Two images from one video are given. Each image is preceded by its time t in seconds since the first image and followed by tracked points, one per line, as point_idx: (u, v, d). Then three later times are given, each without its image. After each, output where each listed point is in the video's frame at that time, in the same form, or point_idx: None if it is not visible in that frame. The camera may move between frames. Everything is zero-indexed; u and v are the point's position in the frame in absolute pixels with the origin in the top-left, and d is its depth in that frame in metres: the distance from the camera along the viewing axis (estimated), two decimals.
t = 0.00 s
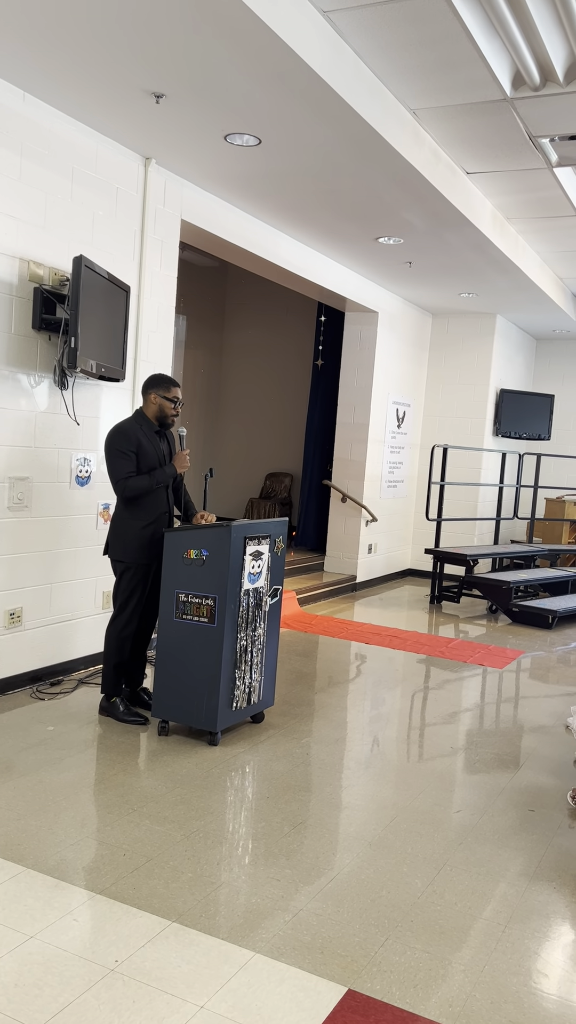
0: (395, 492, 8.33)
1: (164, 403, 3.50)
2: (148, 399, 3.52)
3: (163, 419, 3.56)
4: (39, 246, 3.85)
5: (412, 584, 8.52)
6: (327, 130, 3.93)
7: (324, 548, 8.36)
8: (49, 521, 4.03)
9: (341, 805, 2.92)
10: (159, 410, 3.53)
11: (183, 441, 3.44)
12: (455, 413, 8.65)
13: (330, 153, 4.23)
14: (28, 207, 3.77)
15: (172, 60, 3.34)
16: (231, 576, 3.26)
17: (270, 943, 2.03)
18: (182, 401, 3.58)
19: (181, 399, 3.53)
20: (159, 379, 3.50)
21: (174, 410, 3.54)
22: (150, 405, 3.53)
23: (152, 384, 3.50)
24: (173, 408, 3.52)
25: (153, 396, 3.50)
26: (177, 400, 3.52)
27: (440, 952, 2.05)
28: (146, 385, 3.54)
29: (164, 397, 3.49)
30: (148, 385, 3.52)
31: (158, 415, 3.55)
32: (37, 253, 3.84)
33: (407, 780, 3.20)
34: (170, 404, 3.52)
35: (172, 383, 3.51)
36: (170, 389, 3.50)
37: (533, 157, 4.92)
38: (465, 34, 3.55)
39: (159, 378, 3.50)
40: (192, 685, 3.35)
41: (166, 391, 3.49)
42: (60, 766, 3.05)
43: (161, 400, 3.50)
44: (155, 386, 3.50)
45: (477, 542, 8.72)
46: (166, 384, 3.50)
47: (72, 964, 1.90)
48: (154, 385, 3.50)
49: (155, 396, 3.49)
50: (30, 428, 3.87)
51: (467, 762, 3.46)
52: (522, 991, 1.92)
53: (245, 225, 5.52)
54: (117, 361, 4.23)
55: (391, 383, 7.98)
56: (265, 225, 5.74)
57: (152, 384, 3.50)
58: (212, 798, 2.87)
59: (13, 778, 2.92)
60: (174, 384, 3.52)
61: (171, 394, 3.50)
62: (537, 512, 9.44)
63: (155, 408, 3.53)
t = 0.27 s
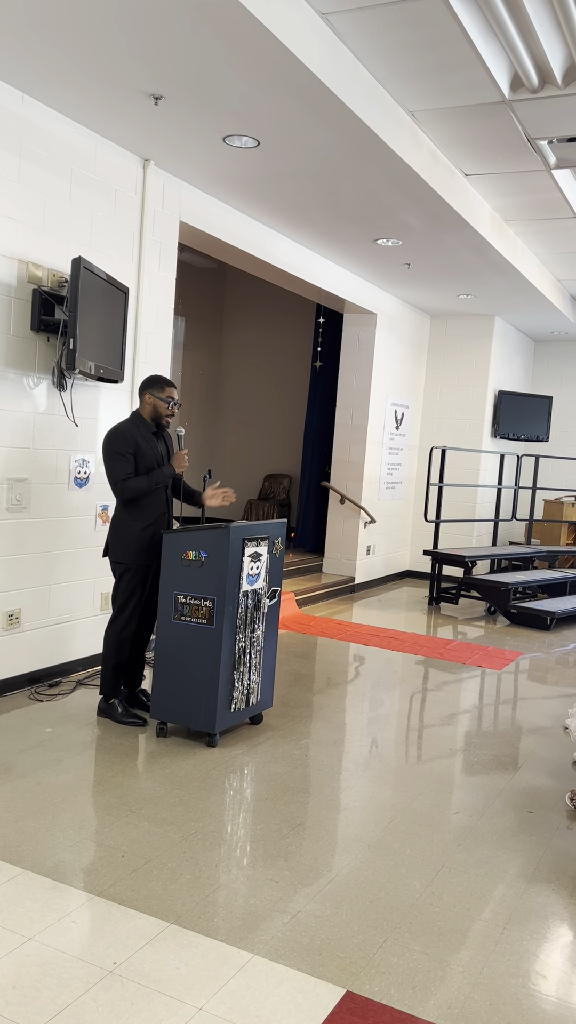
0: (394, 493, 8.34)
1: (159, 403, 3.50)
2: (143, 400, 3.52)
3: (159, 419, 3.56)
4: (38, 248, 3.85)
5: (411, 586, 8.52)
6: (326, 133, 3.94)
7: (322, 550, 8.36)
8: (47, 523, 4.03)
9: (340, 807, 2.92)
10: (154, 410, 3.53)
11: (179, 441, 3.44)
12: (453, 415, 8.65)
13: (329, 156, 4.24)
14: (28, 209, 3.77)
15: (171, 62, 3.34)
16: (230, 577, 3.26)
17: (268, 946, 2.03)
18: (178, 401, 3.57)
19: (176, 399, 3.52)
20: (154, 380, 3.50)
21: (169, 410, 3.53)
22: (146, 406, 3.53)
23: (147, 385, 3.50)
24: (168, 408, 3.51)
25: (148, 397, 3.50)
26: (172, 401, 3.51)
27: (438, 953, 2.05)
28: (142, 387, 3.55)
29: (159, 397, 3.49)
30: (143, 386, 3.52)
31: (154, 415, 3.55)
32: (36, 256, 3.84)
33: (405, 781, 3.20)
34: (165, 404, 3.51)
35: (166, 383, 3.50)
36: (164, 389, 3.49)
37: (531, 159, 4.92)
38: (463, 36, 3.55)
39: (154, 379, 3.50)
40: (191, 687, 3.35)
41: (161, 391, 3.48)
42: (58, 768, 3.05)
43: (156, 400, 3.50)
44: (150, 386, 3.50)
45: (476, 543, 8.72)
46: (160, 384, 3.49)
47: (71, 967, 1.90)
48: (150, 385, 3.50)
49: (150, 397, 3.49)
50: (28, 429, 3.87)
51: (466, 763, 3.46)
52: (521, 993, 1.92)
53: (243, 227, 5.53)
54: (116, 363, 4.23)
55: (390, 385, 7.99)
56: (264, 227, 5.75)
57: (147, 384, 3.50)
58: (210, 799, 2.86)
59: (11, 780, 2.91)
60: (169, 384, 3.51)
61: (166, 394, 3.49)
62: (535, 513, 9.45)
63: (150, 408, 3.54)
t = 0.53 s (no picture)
0: (392, 494, 8.34)
1: (155, 404, 3.50)
2: (140, 402, 3.53)
3: (155, 420, 3.56)
4: (35, 249, 3.85)
5: (409, 587, 8.52)
6: (324, 134, 3.94)
7: (320, 551, 8.37)
8: (44, 524, 4.03)
9: (337, 808, 2.92)
10: (150, 412, 3.53)
11: (177, 442, 3.44)
12: (451, 416, 8.66)
13: (327, 157, 4.24)
14: (25, 210, 3.77)
15: (169, 63, 3.34)
16: (227, 579, 3.26)
17: (266, 947, 2.02)
18: (175, 402, 3.56)
19: (172, 400, 3.52)
20: (150, 383, 3.50)
21: (165, 411, 3.52)
22: (142, 407, 3.54)
23: (144, 387, 3.51)
24: (164, 410, 3.51)
25: (144, 398, 3.51)
26: (169, 402, 3.51)
27: (435, 955, 2.05)
28: (139, 389, 3.55)
29: (155, 398, 3.49)
30: (140, 388, 3.52)
31: (150, 416, 3.55)
32: (33, 257, 3.84)
33: (403, 782, 3.20)
34: (161, 405, 3.51)
35: (162, 384, 3.50)
36: (161, 390, 3.49)
37: (529, 160, 4.93)
38: (461, 38, 3.56)
39: (150, 381, 3.50)
40: (188, 688, 3.34)
41: (157, 393, 3.48)
42: (56, 769, 3.05)
43: (152, 401, 3.50)
44: (146, 387, 3.50)
45: (474, 545, 8.73)
46: (156, 386, 3.49)
47: (67, 968, 1.89)
48: (146, 385, 3.50)
49: (147, 397, 3.50)
50: (26, 430, 3.87)
51: (463, 764, 3.46)
52: (518, 994, 1.92)
53: (241, 228, 5.53)
54: (113, 364, 4.23)
55: (388, 386, 7.99)
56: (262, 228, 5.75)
57: (144, 385, 3.50)
58: (208, 801, 2.86)
59: (8, 781, 2.91)
60: (165, 386, 3.50)
61: (162, 395, 3.49)
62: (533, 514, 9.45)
63: (147, 409, 3.54)
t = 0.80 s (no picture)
0: (390, 495, 8.35)
1: (152, 405, 3.49)
2: (138, 402, 3.52)
3: (152, 421, 3.56)
4: (33, 249, 3.85)
5: (407, 588, 8.53)
6: (322, 135, 3.95)
7: (318, 552, 8.37)
8: (42, 525, 4.03)
9: (335, 809, 2.92)
10: (147, 412, 3.52)
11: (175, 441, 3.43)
12: (449, 417, 8.66)
13: (325, 158, 4.25)
14: (23, 210, 3.77)
15: (167, 64, 3.34)
16: (225, 580, 3.25)
17: (263, 949, 2.02)
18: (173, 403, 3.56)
19: (170, 401, 3.51)
20: (146, 383, 3.50)
21: (162, 412, 3.52)
22: (140, 409, 3.53)
23: (141, 388, 3.50)
24: (161, 411, 3.51)
25: (141, 399, 3.50)
26: (166, 403, 3.51)
27: (433, 957, 2.05)
28: (136, 390, 3.55)
29: (152, 398, 3.48)
30: (137, 389, 3.52)
31: (148, 417, 3.54)
32: (32, 257, 3.84)
33: (400, 784, 3.20)
34: (158, 406, 3.50)
35: (159, 384, 3.49)
36: (158, 391, 3.48)
37: (528, 163, 4.94)
38: (459, 40, 3.56)
39: (147, 382, 3.49)
40: (186, 689, 3.34)
41: (154, 394, 3.47)
42: (54, 770, 3.04)
43: (149, 401, 3.49)
44: (143, 388, 3.49)
45: (471, 546, 8.73)
46: (154, 387, 3.49)
47: (65, 971, 1.89)
48: (143, 386, 3.50)
49: (144, 398, 3.49)
50: (24, 431, 3.87)
51: (461, 765, 3.47)
52: (515, 996, 1.92)
53: (240, 229, 5.54)
54: (111, 365, 4.23)
55: (386, 387, 8.00)
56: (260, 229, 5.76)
57: (141, 385, 3.50)
58: (205, 802, 2.86)
59: (6, 782, 2.91)
60: (162, 386, 3.50)
61: (158, 395, 3.48)
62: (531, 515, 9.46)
63: (144, 409, 3.53)
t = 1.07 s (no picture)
0: (387, 496, 8.35)
1: (150, 406, 3.49)
2: (136, 402, 3.51)
3: (151, 421, 3.55)
4: (31, 249, 3.84)
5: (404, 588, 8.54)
6: (319, 136, 3.95)
7: (316, 553, 8.38)
8: (39, 525, 4.02)
9: (332, 809, 2.92)
10: (146, 412, 3.52)
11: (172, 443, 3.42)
12: (446, 418, 8.67)
13: (323, 159, 4.25)
14: (21, 210, 3.77)
15: (165, 64, 3.34)
16: (222, 580, 3.25)
17: (260, 950, 2.02)
18: (171, 403, 3.56)
19: (168, 401, 3.51)
20: (144, 383, 3.50)
21: (161, 411, 3.51)
22: (138, 409, 3.52)
23: (138, 388, 3.50)
24: (159, 411, 3.50)
25: (139, 400, 3.49)
26: (164, 403, 3.50)
27: (430, 957, 2.05)
28: (133, 390, 3.54)
29: (149, 399, 3.48)
30: (135, 389, 3.52)
31: (146, 417, 3.53)
32: (29, 258, 3.84)
33: (397, 784, 3.20)
34: (157, 407, 3.50)
35: (156, 384, 3.50)
36: (156, 392, 3.48)
37: (525, 164, 4.94)
38: (456, 41, 3.56)
39: (145, 382, 3.49)
40: (183, 689, 3.34)
41: (152, 394, 3.47)
42: (51, 771, 3.04)
43: (147, 401, 3.48)
44: (141, 388, 3.49)
45: (469, 547, 8.74)
46: (151, 387, 3.49)
47: (62, 971, 1.89)
48: (140, 386, 3.50)
49: (142, 398, 3.48)
50: (21, 431, 3.86)
51: (458, 765, 3.47)
52: (512, 997, 1.92)
53: (237, 230, 5.54)
54: (109, 366, 4.23)
55: (383, 388, 8.00)
56: (258, 229, 5.76)
57: (138, 385, 3.50)
58: (202, 802, 2.86)
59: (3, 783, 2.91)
60: (160, 386, 3.50)
61: (156, 395, 3.48)
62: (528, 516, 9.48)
63: (142, 410, 3.52)
